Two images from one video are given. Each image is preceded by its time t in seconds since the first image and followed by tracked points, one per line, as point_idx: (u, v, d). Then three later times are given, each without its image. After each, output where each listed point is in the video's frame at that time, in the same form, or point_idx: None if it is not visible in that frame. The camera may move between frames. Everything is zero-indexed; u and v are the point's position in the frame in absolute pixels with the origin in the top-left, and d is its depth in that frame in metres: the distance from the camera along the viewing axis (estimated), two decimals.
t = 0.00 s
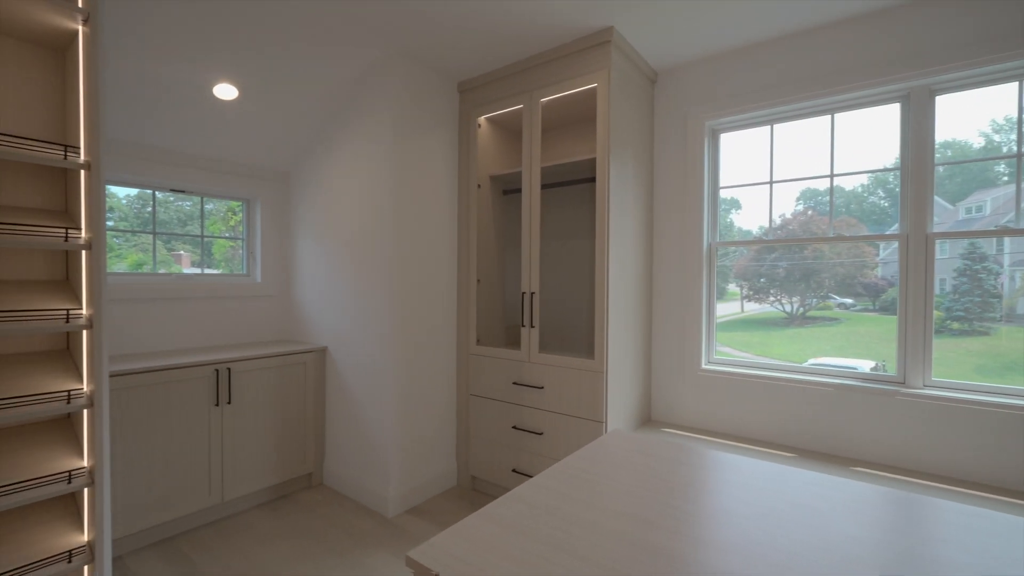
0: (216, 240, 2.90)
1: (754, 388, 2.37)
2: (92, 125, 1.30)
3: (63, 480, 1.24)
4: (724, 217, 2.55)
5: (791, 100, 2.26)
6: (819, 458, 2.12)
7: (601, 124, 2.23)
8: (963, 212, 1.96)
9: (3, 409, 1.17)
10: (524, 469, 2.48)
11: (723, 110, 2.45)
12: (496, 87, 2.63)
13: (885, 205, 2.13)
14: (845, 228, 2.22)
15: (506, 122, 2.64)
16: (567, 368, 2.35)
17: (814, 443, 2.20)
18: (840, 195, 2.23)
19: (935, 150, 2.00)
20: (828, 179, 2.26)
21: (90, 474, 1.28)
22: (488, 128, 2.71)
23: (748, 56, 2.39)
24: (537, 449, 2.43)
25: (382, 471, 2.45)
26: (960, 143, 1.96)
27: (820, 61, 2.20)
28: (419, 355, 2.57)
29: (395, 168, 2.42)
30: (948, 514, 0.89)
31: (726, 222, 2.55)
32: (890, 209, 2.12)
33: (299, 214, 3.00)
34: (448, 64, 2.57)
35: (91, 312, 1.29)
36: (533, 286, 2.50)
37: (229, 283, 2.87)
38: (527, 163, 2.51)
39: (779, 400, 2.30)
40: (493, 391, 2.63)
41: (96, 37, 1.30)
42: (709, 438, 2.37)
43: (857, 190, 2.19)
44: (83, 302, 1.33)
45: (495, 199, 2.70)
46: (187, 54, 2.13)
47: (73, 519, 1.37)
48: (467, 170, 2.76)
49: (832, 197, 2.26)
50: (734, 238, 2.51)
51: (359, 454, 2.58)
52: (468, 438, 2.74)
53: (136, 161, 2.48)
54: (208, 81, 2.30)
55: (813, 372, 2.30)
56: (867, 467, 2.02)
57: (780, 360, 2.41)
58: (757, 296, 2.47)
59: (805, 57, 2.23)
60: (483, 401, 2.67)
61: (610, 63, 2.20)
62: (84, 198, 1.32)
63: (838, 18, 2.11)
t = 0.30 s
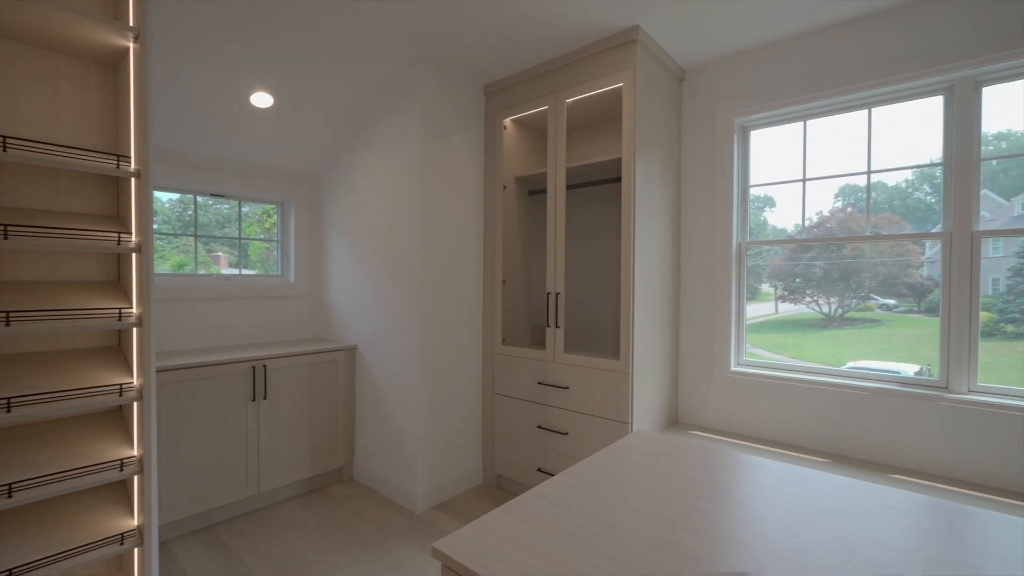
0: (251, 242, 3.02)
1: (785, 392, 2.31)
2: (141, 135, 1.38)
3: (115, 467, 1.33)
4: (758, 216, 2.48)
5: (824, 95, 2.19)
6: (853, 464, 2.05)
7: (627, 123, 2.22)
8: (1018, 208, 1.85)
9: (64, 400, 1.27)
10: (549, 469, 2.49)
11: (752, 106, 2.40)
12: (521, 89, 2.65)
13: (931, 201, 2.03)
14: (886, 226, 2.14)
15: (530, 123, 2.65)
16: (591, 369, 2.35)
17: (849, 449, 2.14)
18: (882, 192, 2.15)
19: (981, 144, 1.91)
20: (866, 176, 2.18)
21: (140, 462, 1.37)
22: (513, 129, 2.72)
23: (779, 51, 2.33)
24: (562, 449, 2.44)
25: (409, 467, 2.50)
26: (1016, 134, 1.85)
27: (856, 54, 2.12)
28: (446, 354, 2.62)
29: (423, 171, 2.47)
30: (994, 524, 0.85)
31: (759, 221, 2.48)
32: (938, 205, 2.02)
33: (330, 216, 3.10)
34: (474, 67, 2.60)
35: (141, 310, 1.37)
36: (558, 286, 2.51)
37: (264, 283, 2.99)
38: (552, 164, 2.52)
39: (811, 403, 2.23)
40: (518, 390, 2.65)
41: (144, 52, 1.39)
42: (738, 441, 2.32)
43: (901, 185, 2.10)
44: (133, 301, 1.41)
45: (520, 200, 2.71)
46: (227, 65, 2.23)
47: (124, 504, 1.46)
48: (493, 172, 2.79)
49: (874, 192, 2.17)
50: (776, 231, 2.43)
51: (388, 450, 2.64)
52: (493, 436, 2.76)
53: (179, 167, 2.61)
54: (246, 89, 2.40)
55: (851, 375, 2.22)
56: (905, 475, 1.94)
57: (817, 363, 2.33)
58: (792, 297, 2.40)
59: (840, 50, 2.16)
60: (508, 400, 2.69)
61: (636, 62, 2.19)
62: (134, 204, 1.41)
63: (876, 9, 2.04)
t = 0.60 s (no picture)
0: (285, 243, 3.12)
1: (818, 395, 2.24)
2: (181, 141, 1.46)
3: (158, 456, 1.40)
4: (794, 214, 2.40)
5: (861, 87, 2.11)
6: (892, 471, 1.97)
7: (652, 121, 2.20)
8: None
9: (112, 390, 1.36)
10: (573, 469, 2.48)
11: (784, 101, 2.33)
12: (545, 88, 2.65)
13: (984, 196, 1.92)
14: (934, 223, 2.03)
15: (555, 123, 2.65)
16: (616, 369, 2.33)
17: (887, 455, 2.05)
18: (929, 187, 2.04)
19: None
20: (908, 170, 2.09)
21: (180, 451, 1.44)
22: (538, 129, 2.73)
23: (812, 43, 2.26)
24: (586, 449, 2.43)
25: (435, 464, 2.54)
26: None
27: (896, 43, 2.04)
28: (471, 353, 2.64)
29: (448, 172, 2.51)
30: None
31: (795, 219, 2.40)
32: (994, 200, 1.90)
33: (359, 217, 3.17)
34: (499, 68, 2.62)
35: (181, 308, 1.44)
36: (582, 285, 2.50)
37: (296, 283, 3.09)
38: (577, 163, 2.52)
39: (847, 407, 2.15)
40: (543, 390, 2.65)
41: (184, 63, 1.46)
42: (768, 445, 2.26)
43: (952, 180, 1.99)
44: (174, 299, 1.49)
45: (544, 199, 2.71)
46: (261, 72, 2.32)
47: (166, 491, 1.54)
48: (517, 172, 2.80)
49: (920, 187, 2.06)
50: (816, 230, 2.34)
51: (414, 446, 2.69)
52: (517, 435, 2.78)
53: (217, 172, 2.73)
54: (279, 96, 2.49)
55: (894, 380, 2.12)
56: (947, 483, 1.85)
57: (858, 367, 2.23)
58: (830, 297, 2.31)
59: (879, 39, 2.07)
60: (533, 400, 2.70)
61: (661, 58, 2.16)
62: (175, 206, 1.48)
63: None
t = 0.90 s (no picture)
0: (319, 243, 3.22)
1: (856, 396, 2.15)
2: (220, 144, 1.53)
3: (198, 444, 1.47)
4: (835, 211, 2.30)
5: (904, 75, 2.02)
6: (936, 478, 1.87)
7: (680, 115, 2.16)
8: None
9: (156, 379, 1.43)
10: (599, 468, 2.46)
11: (820, 92, 2.25)
12: (572, 86, 2.64)
13: None
14: (989, 218, 1.90)
15: (581, 120, 2.63)
16: (643, 368, 2.30)
17: (931, 460, 1.96)
18: (985, 180, 1.92)
19: None
20: (956, 162, 1.98)
21: (218, 440, 1.51)
22: (564, 127, 2.71)
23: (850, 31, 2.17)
24: (612, 449, 2.40)
25: (461, 460, 2.57)
26: None
27: (943, 28, 1.93)
28: (497, 350, 2.66)
29: (474, 170, 2.53)
30: None
31: (835, 216, 2.30)
32: None
33: (388, 217, 3.24)
34: (525, 66, 2.62)
35: (220, 303, 1.51)
36: (608, 283, 2.48)
37: (329, 281, 3.18)
38: (603, 160, 2.50)
39: (888, 410, 2.06)
40: (568, 388, 2.64)
41: (223, 69, 1.53)
42: (802, 448, 2.19)
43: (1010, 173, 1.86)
44: (213, 295, 1.56)
45: (569, 198, 2.69)
46: (295, 77, 2.40)
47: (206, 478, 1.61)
48: (543, 170, 2.80)
49: (974, 182, 1.94)
50: (857, 228, 2.23)
51: (441, 442, 2.72)
52: (543, 433, 2.78)
53: (254, 174, 2.84)
54: (311, 99, 2.58)
55: (944, 384, 2.00)
56: (998, 493, 1.75)
57: (904, 371, 2.11)
58: (875, 298, 2.20)
59: (923, 24, 1.98)
60: (559, 398, 2.69)
61: (689, 52, 2.12)
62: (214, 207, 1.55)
63: None
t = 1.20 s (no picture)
0: (350, 244, 3.30)
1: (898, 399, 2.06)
2: (259, 147, 1.60)
3: (237, 432, 1.55)
4: (879, 208, 2.20)
5: (951, 63, 1.92)
6: (986, 487, 1.78)
7: (710, 110, 2.12)
8: None
9: (199, 370, 1.51)
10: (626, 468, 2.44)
11: (859, 83, 2.16)
12: (599, 83, 2.62)
13: None
14: None
15: (608, 117, 2.61)
16: (671, 367, 2.27)
17: (981, 468, 1.85)
18: None
19: None
20: (1010, 153, 1.86)
21: (256, 430, 1.57)
22: (591, 125, 2.70)
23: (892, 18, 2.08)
24: (639, 448, 2.38)
25: (488, 456, 2.60)
26: None
27: (995, 11, 1.83)
28: (523, 348, 2.67)
29: (501, 170, 2.55)
30: None
31: (879, 214, 2.19)
32: None
33: (417, 217, 3.30)
34: (552, 65, 2.63)
35: (258, 298, 1.58)
36: (636, 281, 2.45)
37: (360, 280, 3.26)
38: (630, 157, 2.47)
39: (933, 414, 1.97)
40: (595, 387, 2.63)
41: (261, 75, 1.59)
42: (838, 452, 2.11)
43: None
44: (252, 291, 1.63)
45: (596, 196, 2.68)
46: (328, 81, 2.48)
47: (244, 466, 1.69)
48: (571, 168, 2.80)
49: None
50: (902, 226, 2.13)
51: (468, 438, 2.76)
52: (570, 432, 2.77)
53: (289, 177, 2.95)
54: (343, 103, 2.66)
55: (1001, 390, 1.88)
56: None
57: (955, 375, 2.00)
58: (923, 299, 2.09)
59: (972, 8, 1.88)
60: (585, 397, 2.68)
61: (720, 45, 2.08)
62: (253, 207, 1.63)
63: None
